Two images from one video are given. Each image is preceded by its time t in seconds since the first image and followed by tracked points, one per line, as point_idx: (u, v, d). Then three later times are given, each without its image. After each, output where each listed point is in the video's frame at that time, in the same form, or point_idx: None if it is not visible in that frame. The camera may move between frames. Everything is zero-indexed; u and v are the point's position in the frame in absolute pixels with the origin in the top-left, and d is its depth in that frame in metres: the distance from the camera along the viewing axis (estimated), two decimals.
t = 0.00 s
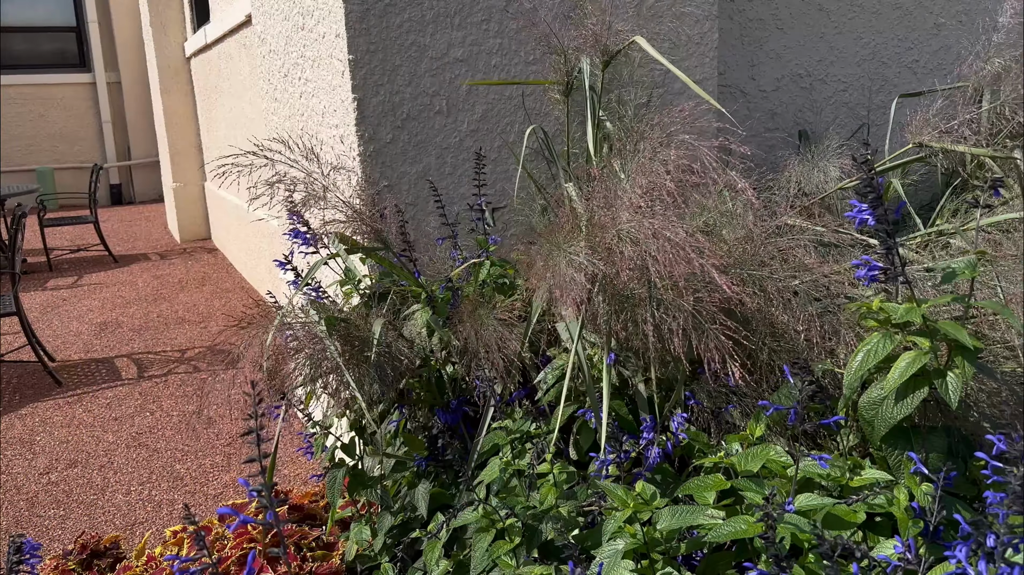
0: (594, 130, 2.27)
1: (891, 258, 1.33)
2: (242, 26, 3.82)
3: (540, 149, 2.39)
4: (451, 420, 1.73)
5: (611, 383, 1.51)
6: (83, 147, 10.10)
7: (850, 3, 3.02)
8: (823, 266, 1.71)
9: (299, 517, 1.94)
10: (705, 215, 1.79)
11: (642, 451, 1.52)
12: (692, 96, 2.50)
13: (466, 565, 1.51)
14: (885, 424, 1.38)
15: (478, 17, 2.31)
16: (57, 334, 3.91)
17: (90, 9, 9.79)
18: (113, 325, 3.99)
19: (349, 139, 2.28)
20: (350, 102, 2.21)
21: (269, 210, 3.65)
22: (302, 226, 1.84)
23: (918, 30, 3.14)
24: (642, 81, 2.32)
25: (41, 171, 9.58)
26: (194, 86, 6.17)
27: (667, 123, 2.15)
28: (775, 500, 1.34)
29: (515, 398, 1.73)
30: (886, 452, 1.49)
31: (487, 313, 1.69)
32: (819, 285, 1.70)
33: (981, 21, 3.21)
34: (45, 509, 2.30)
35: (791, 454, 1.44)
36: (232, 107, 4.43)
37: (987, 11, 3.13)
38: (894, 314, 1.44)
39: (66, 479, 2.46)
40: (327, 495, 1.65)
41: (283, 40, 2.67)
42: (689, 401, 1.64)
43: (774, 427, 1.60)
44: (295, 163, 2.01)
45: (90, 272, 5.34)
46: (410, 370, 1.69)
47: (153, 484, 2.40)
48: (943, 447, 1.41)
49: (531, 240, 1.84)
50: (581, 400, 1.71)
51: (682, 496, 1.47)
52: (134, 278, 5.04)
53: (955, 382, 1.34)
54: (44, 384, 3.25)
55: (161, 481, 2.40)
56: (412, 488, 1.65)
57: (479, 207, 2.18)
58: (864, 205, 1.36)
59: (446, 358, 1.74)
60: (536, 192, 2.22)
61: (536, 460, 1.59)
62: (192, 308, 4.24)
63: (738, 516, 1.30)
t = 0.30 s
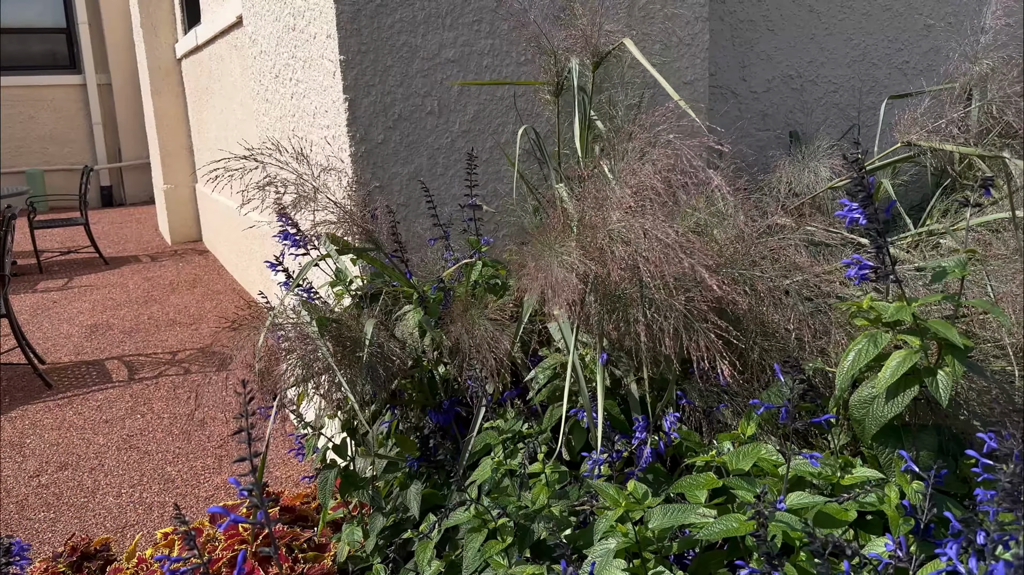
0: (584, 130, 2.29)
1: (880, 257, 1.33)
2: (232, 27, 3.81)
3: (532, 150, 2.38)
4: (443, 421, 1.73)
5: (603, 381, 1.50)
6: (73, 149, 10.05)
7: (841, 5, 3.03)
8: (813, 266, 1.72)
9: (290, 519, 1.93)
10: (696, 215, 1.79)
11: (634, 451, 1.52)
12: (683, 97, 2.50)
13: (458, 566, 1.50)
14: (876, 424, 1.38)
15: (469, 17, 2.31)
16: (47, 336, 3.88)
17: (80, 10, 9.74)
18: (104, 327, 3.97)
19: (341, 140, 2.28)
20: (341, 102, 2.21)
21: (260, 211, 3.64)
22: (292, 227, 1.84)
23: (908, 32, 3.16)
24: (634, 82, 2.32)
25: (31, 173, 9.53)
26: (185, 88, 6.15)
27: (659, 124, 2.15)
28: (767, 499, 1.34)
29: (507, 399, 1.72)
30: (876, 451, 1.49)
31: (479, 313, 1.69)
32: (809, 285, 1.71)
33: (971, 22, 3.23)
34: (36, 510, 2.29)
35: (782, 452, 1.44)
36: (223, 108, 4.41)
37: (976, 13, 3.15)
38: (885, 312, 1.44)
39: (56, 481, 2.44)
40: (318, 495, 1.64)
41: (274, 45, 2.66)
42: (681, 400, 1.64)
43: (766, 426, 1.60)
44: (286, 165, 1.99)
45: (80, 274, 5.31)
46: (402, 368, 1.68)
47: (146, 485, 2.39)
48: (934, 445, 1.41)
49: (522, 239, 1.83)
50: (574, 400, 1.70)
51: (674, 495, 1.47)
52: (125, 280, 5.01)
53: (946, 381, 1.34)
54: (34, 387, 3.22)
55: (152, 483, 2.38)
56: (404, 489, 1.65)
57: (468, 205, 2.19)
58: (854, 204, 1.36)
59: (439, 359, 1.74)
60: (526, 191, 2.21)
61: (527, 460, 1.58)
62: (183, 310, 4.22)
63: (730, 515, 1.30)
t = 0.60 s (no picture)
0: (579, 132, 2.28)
1: (876, 258, 1.32)
2: (225, 29, 3.80)
3: (526, 151, 2.38)
4: (437, 424, 1.72)
5: (598, 384, 1.49)
6: (65, 151, 10.00)
7: (835, 8, 3.04)
8: (807, 267, 1.72)
9: (283, 523, 1.91)
10: (691, 217, 1.79)
11: (630, 454, 1.51)
12: (677, 99, 2.50)
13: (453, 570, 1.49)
14: (872, 426, 1.38)
15: (464, 19, 2.31)
16: (39, 339, 3.86)
17: (73, 12, 9.70)
18: (96, 330, 3.94)
19: (334, 142, 2.27)
20: (335, 104, 2.20)
21: (253, 213, 3.62)
22: (285, 229, 1.83)
23: (901, 34, 3.17)
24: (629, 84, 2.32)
25: (23, 175, 9.48)
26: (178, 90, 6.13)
27: (654, 125, 2.15)
28: (764, 502, 1.33)
29: (502, 401, 1.72)
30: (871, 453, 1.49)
31: (473, 315, 1.68)
32: (804, 287, 1.70)
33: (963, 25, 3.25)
34: (26, 515, 2.27)
35: (778, 455, 1.43)
36: (216, 110, 4.40)
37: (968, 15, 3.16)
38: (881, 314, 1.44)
39: (47, 486, 2.42)
40: (311, 499, 1.63)
41: (267, 46, 2.65)
42: (676, 402, 1.63)
43: (761, 428, 1.60)
44: (278, 166, 1.98)
45: (72, 277, 5.28)
46: (396, 370, 1.67)
47: (137, 489, 2.37)
48: (930, 447, 1.41)
49: (517, 241, 1.83)
50: (569, 403, 1.70)
51: (670, 498, 1.47)
52: (117, 283, 4.98)
53: (942, 383, 1.34)
54: (25, 391, 3.20)
55: (144, 487, 2.36)
56: (398, 493, 1.64)
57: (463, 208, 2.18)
58: (849, 205, 1.36)
59: (434, 361, 1.73)
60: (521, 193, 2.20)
61: (522, 463, 1.58)
62: (176, 313, 4.20)
63: (727, 518, 1.29)
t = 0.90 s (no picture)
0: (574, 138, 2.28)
1: (870, 266, 1.32)
2: (220, 34, 3.79)
3: (521, 157, 2.38)
4: (432, 432, 1.71)
5: (593, 392, 1.49)
6: (59, 156, 9.97)
7: (828, 15, 3.05)
8: (802, 274, 1.72)
9: (276, 531, 1.90)
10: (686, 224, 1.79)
11: (625, 462, 1.51)
12: (672, 105, 2.50)
13: None
14: (867, 435, 1.37)
15: (459, 25, 2.30)
16: (31, 345, 3.83)
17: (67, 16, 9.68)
18: (89, 336, 3.92)
19: (328, 147, 2.26)
20: (329, 110, 2.19)
21: (247, 218, 3.61)
22: (279, 235, 1.82)
23: (895, 41, 3.18)
24: (624, 90, 2.32)
25: (16, 180, 9.44)
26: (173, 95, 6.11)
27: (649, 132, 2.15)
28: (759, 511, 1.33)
29: (496, 409, 1.71)
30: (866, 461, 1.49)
31: (468, 322, 1.67)
32: (799, 294, 1.70)
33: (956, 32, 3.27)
34: (18, 523, 2.25)
35: (774, 464, 1.43)
36: (211, 116, 4.39)
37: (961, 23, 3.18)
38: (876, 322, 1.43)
39: (38, 494, 2.40)
40: (304, 508, 1.62)
41: (262, 52, 2.64)
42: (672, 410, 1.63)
43: (755, 436, 1.60)
44: (272, 173, 1.97)
45: (65, 282, 5.26)
46: (390, 378, 1.67)
47: (131, 497, 2.36)
48: (926, 456, 1.41)
49: (511, 248, 1.82)
50: (564, 410, 1.69)
51: (665, 507, 1.46)
52: (111, 288, 4.96)
53: (937, 392, 1.34)
54: (18, 397, 3.18)
55: (137, 495, 2.35)
56: (392, 501, 1.63)
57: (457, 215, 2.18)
58: (843, 214, 1.36)
59: (428, 369, 1.73)
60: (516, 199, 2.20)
61: (517, 472, 1.57)
62: (170, 318, 4.18)
63: (722, 528, 1.28)
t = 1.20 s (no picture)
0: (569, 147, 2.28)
1: (864, 276, 1.32)
2: (214, 41, 3.78)
3: (516, 165, 2.37)
4: (425, 442, 1.70)
5: (587, 402, 1.48)
6: (54, 162, 9.95)
7: (822, 23, 3.07)
8: (796, 283, 1.72)
9: (268, 542, 1.89)
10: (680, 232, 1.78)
11: (619, 472, 1.50)
12: (667, 113, 2.50)
13: None
14: (862, 446, 1.37)
15: (453, 33, 2.30)
16: (24, 353, 3.81)
17: (62, 23, 9.67)
18: (82, 343, 3.90)
19: (322, 155, 2.26)
20: (323, 118, 2.19)
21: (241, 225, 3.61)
22: (272, 244, 1.81)
23: (889, 49, 3.20)
24: (619, 98, 2.32)
25: (10, 186, 9.41)
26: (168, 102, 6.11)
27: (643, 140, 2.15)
28: (754, 523, 1.32)
29: (490, 418, 1.70)
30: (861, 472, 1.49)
31: (461, 331, 1.67)
32: (793, 303, 1.70)
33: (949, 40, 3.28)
34: (9, 532, 2.23)
35: (768, 474, 1.43)
36: (205, 123, 4.38)
37: (953, 31, 3.20)
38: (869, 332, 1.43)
39: (30, 502, 2.38)
40: (296, 520, 1.60)
41: (255, 58, 2.64)
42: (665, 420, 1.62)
43: (750, 446, 1.59)
44: (265, 181, 1.97)
45: (59, 289, 5.23)
46: (383, 388, 1.66)
47: (122, 506, 2.34)
48: (920, 467, 1.41)
49: (504, 256, 1.82)
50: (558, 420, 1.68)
51: (659, 518, 1.46)
52: (105, 295, 4.94)
53: (931, 403, 1.34)
54: (10, 405, 3.16)
55: (129, 504, 2.33)
56: (384, 512, 1.62)
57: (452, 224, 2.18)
58: (837, 224, 1.36)
59: (421, 377, 1.73)
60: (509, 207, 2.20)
61: (511, 483, 1.56)
62: (163, 326, 4.17)
63: (717, 540, 1.28)
